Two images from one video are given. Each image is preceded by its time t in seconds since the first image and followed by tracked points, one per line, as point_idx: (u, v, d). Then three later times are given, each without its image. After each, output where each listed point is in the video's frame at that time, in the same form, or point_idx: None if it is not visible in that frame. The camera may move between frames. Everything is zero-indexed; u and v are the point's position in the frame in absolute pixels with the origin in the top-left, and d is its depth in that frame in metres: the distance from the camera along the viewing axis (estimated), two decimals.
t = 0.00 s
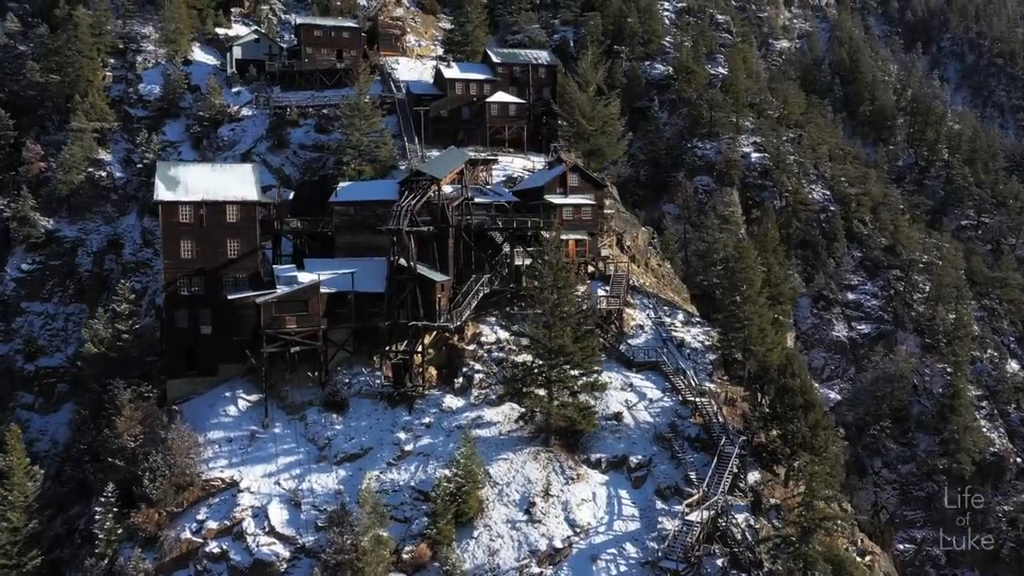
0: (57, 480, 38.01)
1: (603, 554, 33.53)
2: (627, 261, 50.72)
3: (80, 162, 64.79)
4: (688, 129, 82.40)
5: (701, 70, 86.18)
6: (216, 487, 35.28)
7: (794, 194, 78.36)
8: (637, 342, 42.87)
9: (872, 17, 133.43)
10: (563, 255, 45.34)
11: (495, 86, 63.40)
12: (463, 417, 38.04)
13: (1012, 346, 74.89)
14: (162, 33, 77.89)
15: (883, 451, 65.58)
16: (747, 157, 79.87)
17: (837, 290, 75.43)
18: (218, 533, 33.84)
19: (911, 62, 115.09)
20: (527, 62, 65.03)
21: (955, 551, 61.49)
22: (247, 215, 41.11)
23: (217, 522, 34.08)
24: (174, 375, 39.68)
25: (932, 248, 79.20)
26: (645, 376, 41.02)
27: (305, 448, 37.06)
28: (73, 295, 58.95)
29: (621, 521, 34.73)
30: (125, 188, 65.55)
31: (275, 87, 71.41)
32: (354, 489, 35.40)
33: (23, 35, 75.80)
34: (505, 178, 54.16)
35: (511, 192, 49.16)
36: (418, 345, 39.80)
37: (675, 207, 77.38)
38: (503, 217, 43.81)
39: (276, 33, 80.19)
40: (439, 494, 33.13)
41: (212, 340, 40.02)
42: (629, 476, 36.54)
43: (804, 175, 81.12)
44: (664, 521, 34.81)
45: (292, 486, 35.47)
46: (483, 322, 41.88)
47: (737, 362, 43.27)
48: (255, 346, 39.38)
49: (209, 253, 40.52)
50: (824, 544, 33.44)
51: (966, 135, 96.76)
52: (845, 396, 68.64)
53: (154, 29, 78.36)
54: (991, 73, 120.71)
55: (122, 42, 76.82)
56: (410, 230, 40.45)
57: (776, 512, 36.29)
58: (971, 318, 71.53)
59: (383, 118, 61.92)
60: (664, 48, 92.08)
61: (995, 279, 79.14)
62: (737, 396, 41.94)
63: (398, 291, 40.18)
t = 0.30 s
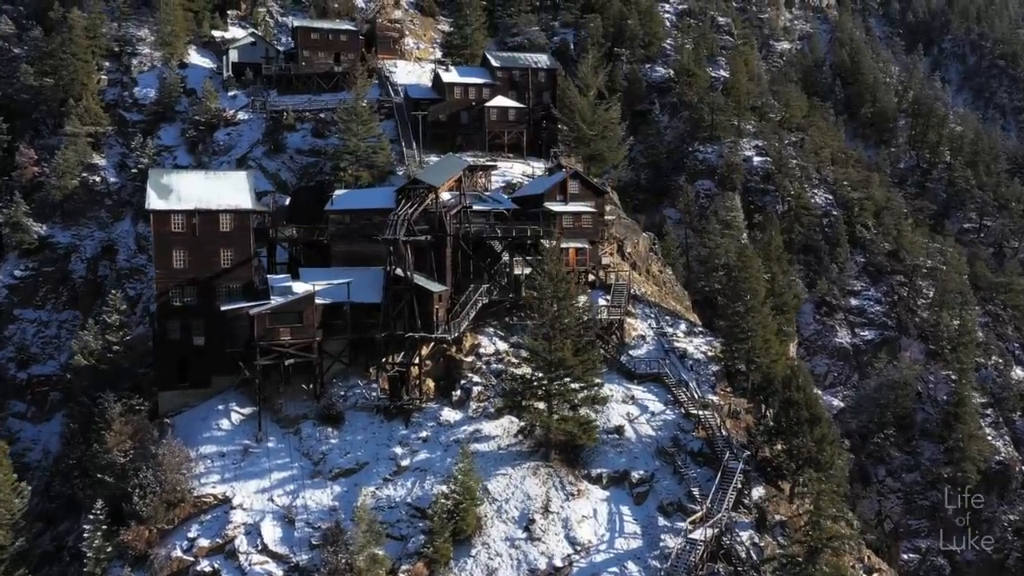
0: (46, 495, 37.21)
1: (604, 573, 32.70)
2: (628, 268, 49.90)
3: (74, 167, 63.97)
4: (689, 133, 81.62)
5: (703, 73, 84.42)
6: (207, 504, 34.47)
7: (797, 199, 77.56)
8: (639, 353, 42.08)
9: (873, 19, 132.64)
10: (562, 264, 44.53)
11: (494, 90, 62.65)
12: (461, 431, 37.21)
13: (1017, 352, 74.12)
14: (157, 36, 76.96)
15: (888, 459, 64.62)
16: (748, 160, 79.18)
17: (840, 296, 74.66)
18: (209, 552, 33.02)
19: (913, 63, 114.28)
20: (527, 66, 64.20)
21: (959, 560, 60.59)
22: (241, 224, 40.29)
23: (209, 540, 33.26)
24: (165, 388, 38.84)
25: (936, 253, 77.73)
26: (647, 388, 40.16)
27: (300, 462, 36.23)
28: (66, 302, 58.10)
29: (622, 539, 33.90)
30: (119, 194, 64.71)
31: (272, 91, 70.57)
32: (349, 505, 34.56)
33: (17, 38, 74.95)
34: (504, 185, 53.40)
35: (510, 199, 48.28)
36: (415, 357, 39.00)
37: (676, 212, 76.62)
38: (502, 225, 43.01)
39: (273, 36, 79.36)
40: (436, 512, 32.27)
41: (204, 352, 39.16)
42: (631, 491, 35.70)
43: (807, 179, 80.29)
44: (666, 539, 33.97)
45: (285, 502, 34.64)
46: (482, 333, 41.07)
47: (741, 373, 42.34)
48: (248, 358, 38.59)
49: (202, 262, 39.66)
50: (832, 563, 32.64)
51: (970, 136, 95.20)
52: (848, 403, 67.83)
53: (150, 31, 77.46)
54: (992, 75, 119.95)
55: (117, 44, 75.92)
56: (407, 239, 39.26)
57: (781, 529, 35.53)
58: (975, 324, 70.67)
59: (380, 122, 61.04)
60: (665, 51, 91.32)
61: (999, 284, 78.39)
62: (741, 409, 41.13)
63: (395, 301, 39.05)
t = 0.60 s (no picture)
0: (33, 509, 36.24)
1: None
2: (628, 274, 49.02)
3: (66, 170, 63.02)
4: (691, 135, 80.71)
5: (704, 74, 84.46)
6: (197, 518, 33.49)
7: (800, 202, 76.62)
8: (641, 361, 41.17)
9: (874, 19, 131.69)
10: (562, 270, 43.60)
11: (493, 92, 61.71)
12: (459, 443, 36.25)
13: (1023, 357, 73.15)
14: (153, 37, 75.99)
15: (892, 467, 63.49)
16: (750, 163, 78.41)
17: (844, 300, 73.72)
18: (199, 568, 32.06)
19: (915, 64, 113.40)
20: (526, 67, 63.25)
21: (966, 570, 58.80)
22: (234, 230, 39.36)
23: (199, 556, 32.33)
24: (155, 398, 37.92)
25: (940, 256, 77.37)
26: (649, 399, 39.19)
27: (293, 475, 35.27)
28: (57, 307, 57.09)
29: (624, 555, 32.96)
30: (113, 197, 63.76)
31: (268, 92, 69.62)
32: (343, 520, 33.61)
33: (11, 40, 74.03)
34: (503, 188, 52.51)
35: (509, 204, 47.52)
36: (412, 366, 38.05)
37: (678, 215, 75.78)
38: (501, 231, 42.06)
39: (269, 37, 78.41)
40: (432, 527, 31.29)
41: (196, 361, 38.22)
42: (633, 505, 34.76)
43: (810, 182, 79.40)
44: (669, 554, 33.01)
45: (278, 517, 33.68)
46: (480, 341, 40.18)
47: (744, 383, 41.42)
48: (241, 367, 37.62)
49: (193, 269, 38.70)
50: None
51: (971, 138, 94.78)
52: (852, 409, 66.82)
53: (145, 32, 76.49)
54: (994, 76, 119.18)
55: (112, 45, 74.95)
56: (403, 246, 38.22)
57: (787, 544, 34.60)
58: (980, 329, 69.75)
59: (377, 124, 60.10)
60: (666, 52, 90.45)
61: (1005, 288, 77.46)
62: (745, 419, 40.20)
63: (391, 310, 38.22)
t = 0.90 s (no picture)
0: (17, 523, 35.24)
1: None
2: (629, 279, 48.03)
3: (58, 172, 61.97)
4: (692, 136, 79.64)
5: (706, 75, 83.67)
6: (186, 533, 32.48)
7: (802, 204, 75.74)
8: (643, 369, 40.14)
9: (877, 18, 130.46)
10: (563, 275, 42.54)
11: (492, 92, 60.62)
12: (457, 454, 35.21)
13: None
14: (147, 36, 74.89)
15: (897, 473, 62.18)
16: (753, 164, 77.26)
17: (848, 303, 72.61)
18: None
19: (917, 64, 112.33)
20: (526, 67, 62.08)
21: None
22: (225, 234, 38.27)
23: (186, 573, 31.31)
24: (145, 408, 36.94)
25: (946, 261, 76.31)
26: (652, 408, 38.13)
27: (285, 488, 34.23)
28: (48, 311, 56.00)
29: (626, 571, 31.92)
30: (105, 199, 62.71)
31: (264, 93, 68.51)
32: (337, 535, 32.56)
33: (3, 40, 72.95)
34: (502, 191, 51.54)
35: (509, 207, 46.71)
36: (408, 375, 37.04)
37: (679, 217, 74.81)
38: (500, 236, 41.01)
39: (265, 37, 77.29)
40: (428, 543, 30.24)
41: (186, 370, 37.17)
42: (635, 519, 33.69)
43: (813, 183, 78.40)
44: (673, 571, 31.95)
45: (269, 531, 32.63)
46: (478, 348, 39.16)
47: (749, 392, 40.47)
48: (232, 376, 36.59)
49: (183, 274, 37.60)
50: None
51: (974, 139, 93.90)
52: (857, 414, 65.67)
53: (140, 32, 75.39)
54: (997, 76, 118.33)
55: (106, 45, 73.86)
56: (399, 251, 37.13)
57: (794, 559, 33.56)
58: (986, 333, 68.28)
59: (374, 125, 59.04)
60: (667, 52, 89.37)
61: (1011, 291, 76.44)
62: (751, 428, 39.13)
63: (387, 316, 37.15)
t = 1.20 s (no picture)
0: None
1: None
2: (630, 284, 46.83)
3: (48, 173, 60.75)
4: (694, 137, 78.52)
5: (708, 75, 82.52)
6: (173, 550, 31.27)
7: (806, 206, 74.78)
8: (646, 378, 39.05)
9: (878, 18, 129.15)
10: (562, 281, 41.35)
11: (490, 93, 59.47)
12: (453, 467, 34.01)
13: None
14: (140, 36, 73.72)
15: (904, 480, 60.92)
16: (756, 165, 76.05)
17: (853, 307, 71.41)
18: None
19: (920, 64, 111.15)
20: (525, 67, 60.82)
21: None
22: (214, 239, 37.12)
23: None
24: (131, 419, 35.78)
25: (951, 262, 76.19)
26: (655, 419, 36.95)
27: (276, 502, 33.03)
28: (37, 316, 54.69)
29: None
30: (97, 202, 61.49)
31: (259, 93, 67.36)
32: (329, 552, 31.36)
33: None
34: (501, 193, 50.38)
35: (507, 210, 45.49)
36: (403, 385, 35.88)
37: (681, 219, 73.74)
38: (498, 240, 39.79)
39: (260, 36, 76.21)
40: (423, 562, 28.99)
41: (174, 379, 35.98)
42: (638, 535, 32.46)
43: (817, 185, 77.21)
44: None
45: (258, 548, 31.42)
46: (476, 357, 38.05)
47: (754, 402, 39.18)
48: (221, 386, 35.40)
49: (171, 281, 36.41)
50: None
51: (978, 139, 92.82)
52: (863, 420, 64.50)
53: (133, 31, 74.21)
54: (1000, 76, 117.20)
55: (98, 44, 72.68)
56: (394, 257, 35.91)
57: None
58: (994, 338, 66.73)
59: (370, 126, 57.92)
60: (668, 52, 88.19)
61: (1017, 295, 75.33)
62: (756, 439, 38.00)
63: (381, 324, 35.97)
